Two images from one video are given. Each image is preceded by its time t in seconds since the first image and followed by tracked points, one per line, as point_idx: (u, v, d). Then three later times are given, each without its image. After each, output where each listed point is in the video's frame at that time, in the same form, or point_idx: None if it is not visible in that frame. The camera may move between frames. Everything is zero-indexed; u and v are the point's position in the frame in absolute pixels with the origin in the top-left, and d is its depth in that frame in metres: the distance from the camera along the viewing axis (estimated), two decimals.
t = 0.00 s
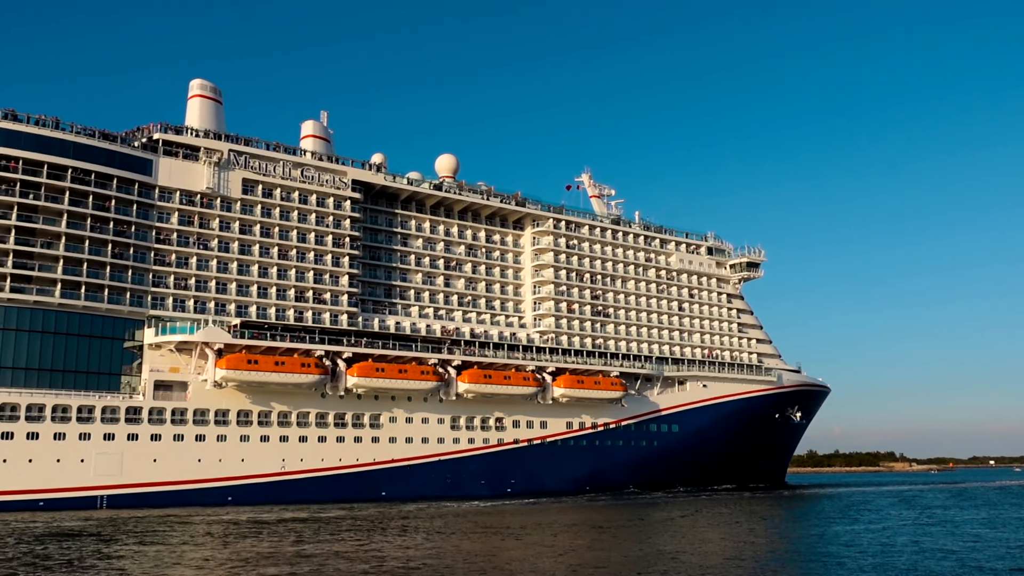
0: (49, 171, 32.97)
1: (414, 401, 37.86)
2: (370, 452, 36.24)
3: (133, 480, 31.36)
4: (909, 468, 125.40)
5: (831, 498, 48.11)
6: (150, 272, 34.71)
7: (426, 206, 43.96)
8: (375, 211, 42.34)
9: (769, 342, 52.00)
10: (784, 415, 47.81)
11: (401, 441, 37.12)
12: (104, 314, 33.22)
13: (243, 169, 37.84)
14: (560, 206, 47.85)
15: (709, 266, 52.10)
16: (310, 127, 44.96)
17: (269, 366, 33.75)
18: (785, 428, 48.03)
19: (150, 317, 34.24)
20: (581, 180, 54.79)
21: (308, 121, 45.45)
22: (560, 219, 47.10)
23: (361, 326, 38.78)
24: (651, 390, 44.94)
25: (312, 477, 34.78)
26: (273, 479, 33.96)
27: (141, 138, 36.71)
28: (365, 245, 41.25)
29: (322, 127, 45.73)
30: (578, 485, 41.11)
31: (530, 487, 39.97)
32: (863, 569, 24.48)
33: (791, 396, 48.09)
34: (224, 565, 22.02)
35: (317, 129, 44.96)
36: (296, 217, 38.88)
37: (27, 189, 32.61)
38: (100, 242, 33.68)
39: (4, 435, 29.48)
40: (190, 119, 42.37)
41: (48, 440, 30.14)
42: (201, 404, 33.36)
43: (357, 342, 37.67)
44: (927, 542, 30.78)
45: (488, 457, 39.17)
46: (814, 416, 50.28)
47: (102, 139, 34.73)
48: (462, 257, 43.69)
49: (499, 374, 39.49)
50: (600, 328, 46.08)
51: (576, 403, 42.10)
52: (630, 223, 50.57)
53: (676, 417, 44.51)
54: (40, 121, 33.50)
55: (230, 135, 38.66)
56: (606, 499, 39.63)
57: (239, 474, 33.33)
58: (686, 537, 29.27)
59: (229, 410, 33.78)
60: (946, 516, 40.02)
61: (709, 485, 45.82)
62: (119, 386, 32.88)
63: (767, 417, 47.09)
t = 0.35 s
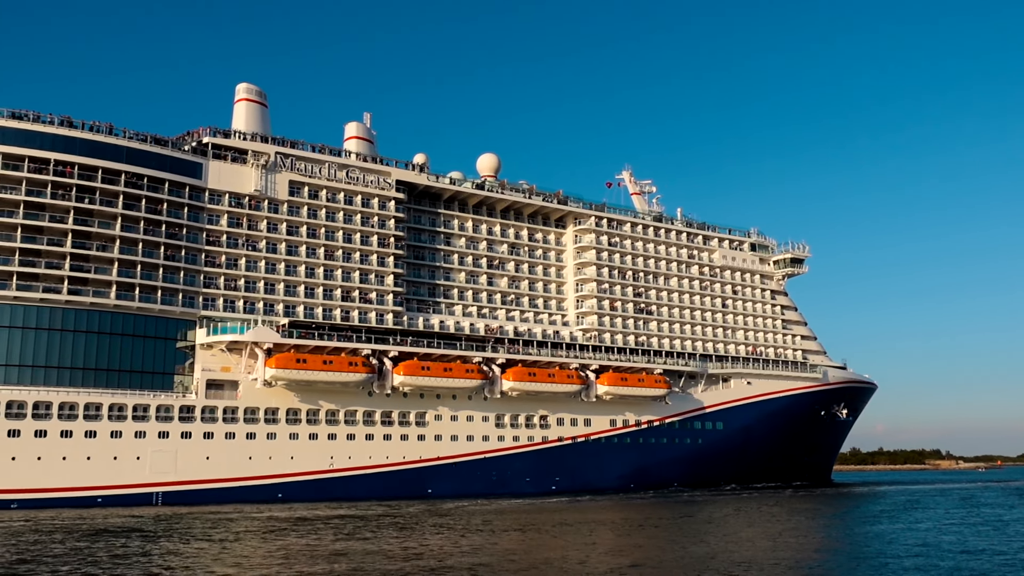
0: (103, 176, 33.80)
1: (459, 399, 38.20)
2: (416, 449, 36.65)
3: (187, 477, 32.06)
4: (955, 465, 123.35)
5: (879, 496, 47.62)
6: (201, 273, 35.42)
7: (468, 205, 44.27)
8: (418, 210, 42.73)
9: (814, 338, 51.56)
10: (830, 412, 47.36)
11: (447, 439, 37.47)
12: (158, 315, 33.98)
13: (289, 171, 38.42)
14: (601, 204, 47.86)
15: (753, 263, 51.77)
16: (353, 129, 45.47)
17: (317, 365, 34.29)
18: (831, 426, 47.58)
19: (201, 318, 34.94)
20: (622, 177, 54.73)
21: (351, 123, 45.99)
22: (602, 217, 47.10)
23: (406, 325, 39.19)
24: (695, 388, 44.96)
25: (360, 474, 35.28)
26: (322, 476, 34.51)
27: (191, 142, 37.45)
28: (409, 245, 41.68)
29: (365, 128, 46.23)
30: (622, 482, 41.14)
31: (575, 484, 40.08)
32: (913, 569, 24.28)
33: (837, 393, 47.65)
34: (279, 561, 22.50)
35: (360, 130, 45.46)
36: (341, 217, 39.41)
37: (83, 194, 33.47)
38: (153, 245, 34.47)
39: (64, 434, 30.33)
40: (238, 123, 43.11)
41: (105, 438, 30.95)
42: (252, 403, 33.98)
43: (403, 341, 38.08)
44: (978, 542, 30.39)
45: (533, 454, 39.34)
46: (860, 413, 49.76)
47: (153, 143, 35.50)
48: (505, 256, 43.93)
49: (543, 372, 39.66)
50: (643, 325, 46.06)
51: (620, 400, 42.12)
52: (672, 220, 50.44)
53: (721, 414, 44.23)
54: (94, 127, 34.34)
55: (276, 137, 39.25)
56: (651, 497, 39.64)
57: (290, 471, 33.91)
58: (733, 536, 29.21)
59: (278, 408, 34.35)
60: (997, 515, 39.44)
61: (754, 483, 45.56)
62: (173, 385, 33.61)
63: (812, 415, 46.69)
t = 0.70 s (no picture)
0: (156, 180, 34.55)
1: (504, 397, 38.44)
2: (462, 447, 36.96)
3: (239, 474, 32.66)
4: (1005, 464, 120.92)
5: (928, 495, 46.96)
6: (251, 274, 36.05)
7: (511, 204, 44.48)
8: (462, 210, 43.05)
9: (861, 335, 51.00)
10: (877, 410, 46.82)
11: (493, 437, 37.73)
12: (210, 315, 34.66)
13: (336, 172, 38.92)
14: (644, 201, 47.80)
15: (797, 259, 51.34)
16: (397, 130, 45.92)
17: (366, 363, 34.76)
18: (880, 424, 47.02)
19: (251, 317, 35.59)
20: (664, 175, 54.58)
21: (395, 125, 46.44)
22: (645, 215, 47.01)
23: (452, 324, 39.52)
24: (740, 385, 44.75)
25: (408, 472, 35.67)
26: (371, 474, 34.95)
27: (239, 145, 38.15)
28: (454, 244, 42.01)
29: (408, 129, 46.68)
30: (668, 480, 41.07)
31: (620, 482, 40.13)
32: (968, 570, 24.00)
33: (885, 390, 47.08)
34: (333, 557, 22.90)
35: (403, 131, 45.90)
36: (387, 218, 39.85)
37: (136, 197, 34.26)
38: (204, 246, 35.19)
39: (121, 431, 31.12)
40: (284, 126, 43.76)
41: (160, 435, 31.67)
42: (302, 401, 34.49)
43: (448, 340, 38.42)
44: None
45: (578, 452, 39.46)
46: (909, 411, 49.10)
47: (203, 147, 36.21)
48: (548, 254, 44.07)
49: (588, 370, 39.75)
50: (687, 323, 45.91)
51: (665, 398, 42.08)
52: (715, 217, 50.22)
53: (766, 412, 44.03)
54: (147, 132, 35.12)
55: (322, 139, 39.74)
56: (697, 495, 39.52)
57: (339, 469, 34.40)
58: (782, 535, 29.06)
59: (327, 406, 34.85)
60: None
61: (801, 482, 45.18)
62: (224, 383, 34.29)
63: (860, 413, 46.20)
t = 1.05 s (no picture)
0: (207, 182, 35.24)
1: (549, 395, 38.53)
2: (508, 445, 37.16)
3: (290, 471, 33.21)
4: None
5: (980, 495, 46.19)
6: (299, 274, 36.60)
7: (555, 203, 44.59)
8: (506, 210, 43.29)
9: (909, 333, 50.32)
10: (928, 408, 46.10)
11: (538, 435, 37.87)
12: (260, 315, 35.28)
13: (381, 173, 39.39)
14: (687, 199, 47.62)
15: (844, 256, 50.81)
16: (440, 130, 46.28)
17: (412, 362, 35.11)
18: (930, 423, 46.30)
19: (300, 318, 36.15)
20: (707, 172, 54.32)
21: (438, 125, 46.80)
22: (688, 212, 46.84)
23: (497, 323, 39.75)
24: (786, 384, 44.45)
25: (454, 470, 35.96)
26: (418, 472, 35.29)
27: (287, 148, 38.75)
28: (498, 244, 42.25)
29: (451, 130, 47.04)
30: (714, 479, 40.86)
31: (666, 480, 40.03)
32: None
33: (937, 389, 46.31)
34: (386, 554, 23.24)
35: (446, 131, 46.25)
36: (432, 218, 40.20)
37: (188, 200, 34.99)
38: (254, 247, 35.79)
39: (175, 429, 31.82)
40: (329, 129, 44.32)
41: (213, 433, 32.33)
42: (350, 400, 34.95)
43: (493, 339, 38.66)
44: None
45: (624, 451, 39.46)
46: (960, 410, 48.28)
47: (252, 150, 36.86)
48: (592, 253, 44.10)
49: (633, 368, 39.71)
50: (732, 321, 45.66)
51: (710, 396, 41.89)
52: (759, 214, 49.88)
53: (813, 411, 43.68)
54: (198, 136, 35.84)
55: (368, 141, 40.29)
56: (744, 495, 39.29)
57: (387, 466, 34.80)
58: (832, 535, 28.83)
59: (375, 405, 35.28)
60: None
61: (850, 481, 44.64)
62: (275, 382, 34.87)
63: (910, 411, 45.53)
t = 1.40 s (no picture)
0: (255, 185, 35.81)
1: (593, 394, 38.59)
2: (553, 444, 37.27)
3: (338, 470, 33.64)
4: None
5: None
6: (345, 275, 37.05)
7: (597, 203, 44.60)
8: (548, 210, 43.41)
9: (958, 330, 49.60)
10: (978, 408, 45.32)
11: (582, 434, 37.94)
12: (307, 316, 35.79)
13: (425, 174, 39.76)
14: (730, 197, 47.34)
15: (890, 253, 50.18)
16: (482, 131, 46.54)
17: (458, 362, 35.36)
18: (981, 423, 45.50)
19: (346, 318, 36.60)
20: (750, 170, 53.95)
21: (479, 126, 47.04)
22: (731, 210, 46.59)
23: (540, 322, 39.89)
24: (832, 382, 44.12)
25: (499, 469, 36.16)
26: (463, 470, 35.55)
27: (332, 150, 39.24)
28: (540, 244, 42.40)
29: (492, 130, 47.26)
30: (759, 478, 40.60)
31: (711, 480, 39.88)
32: None
33: (987, 388, 45.56)
34: (436, 553, 23.48)
35: (488, 132, 46.47)
36: (474, 218, 40.46)
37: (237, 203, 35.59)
38: (301, 249, 36.30)
39: (226, 428, 32.37)
40: (372, 131, 44.75)
41: (263, 432, 32.85)
42: (396, 399, 35.31)
43: (537, 338, 38.80)
44: None
45: (668, 450, 39.40)
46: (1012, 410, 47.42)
47: (299, 153, 37.39)
48: (634, 252, 44.03)
49: (677, 367, 39.59)
50: (776, 319, 45.35)
51: (755, 395, 41.67)
52: (803, 212, 49.44)
53: (859, 410, 43.28)
54: (246, 140, 36.43)
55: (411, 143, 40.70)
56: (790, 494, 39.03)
57: (432, 465, 35.10)
58: (881, 536, 28.55)
59: (420, 404, 35.59)
60: None
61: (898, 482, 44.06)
62: (322, 382, 35.36)
63: (959, 411, 44.82)
